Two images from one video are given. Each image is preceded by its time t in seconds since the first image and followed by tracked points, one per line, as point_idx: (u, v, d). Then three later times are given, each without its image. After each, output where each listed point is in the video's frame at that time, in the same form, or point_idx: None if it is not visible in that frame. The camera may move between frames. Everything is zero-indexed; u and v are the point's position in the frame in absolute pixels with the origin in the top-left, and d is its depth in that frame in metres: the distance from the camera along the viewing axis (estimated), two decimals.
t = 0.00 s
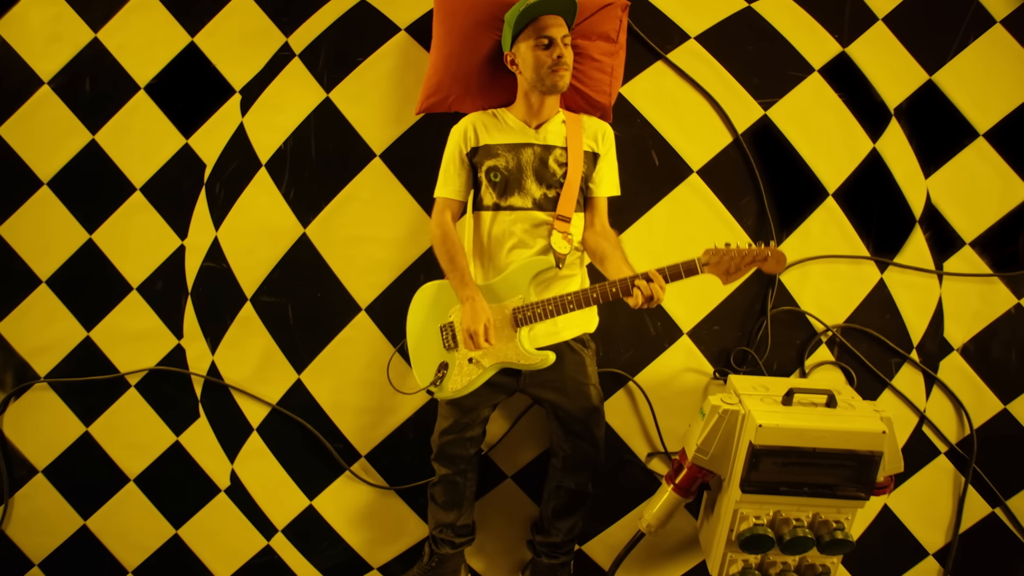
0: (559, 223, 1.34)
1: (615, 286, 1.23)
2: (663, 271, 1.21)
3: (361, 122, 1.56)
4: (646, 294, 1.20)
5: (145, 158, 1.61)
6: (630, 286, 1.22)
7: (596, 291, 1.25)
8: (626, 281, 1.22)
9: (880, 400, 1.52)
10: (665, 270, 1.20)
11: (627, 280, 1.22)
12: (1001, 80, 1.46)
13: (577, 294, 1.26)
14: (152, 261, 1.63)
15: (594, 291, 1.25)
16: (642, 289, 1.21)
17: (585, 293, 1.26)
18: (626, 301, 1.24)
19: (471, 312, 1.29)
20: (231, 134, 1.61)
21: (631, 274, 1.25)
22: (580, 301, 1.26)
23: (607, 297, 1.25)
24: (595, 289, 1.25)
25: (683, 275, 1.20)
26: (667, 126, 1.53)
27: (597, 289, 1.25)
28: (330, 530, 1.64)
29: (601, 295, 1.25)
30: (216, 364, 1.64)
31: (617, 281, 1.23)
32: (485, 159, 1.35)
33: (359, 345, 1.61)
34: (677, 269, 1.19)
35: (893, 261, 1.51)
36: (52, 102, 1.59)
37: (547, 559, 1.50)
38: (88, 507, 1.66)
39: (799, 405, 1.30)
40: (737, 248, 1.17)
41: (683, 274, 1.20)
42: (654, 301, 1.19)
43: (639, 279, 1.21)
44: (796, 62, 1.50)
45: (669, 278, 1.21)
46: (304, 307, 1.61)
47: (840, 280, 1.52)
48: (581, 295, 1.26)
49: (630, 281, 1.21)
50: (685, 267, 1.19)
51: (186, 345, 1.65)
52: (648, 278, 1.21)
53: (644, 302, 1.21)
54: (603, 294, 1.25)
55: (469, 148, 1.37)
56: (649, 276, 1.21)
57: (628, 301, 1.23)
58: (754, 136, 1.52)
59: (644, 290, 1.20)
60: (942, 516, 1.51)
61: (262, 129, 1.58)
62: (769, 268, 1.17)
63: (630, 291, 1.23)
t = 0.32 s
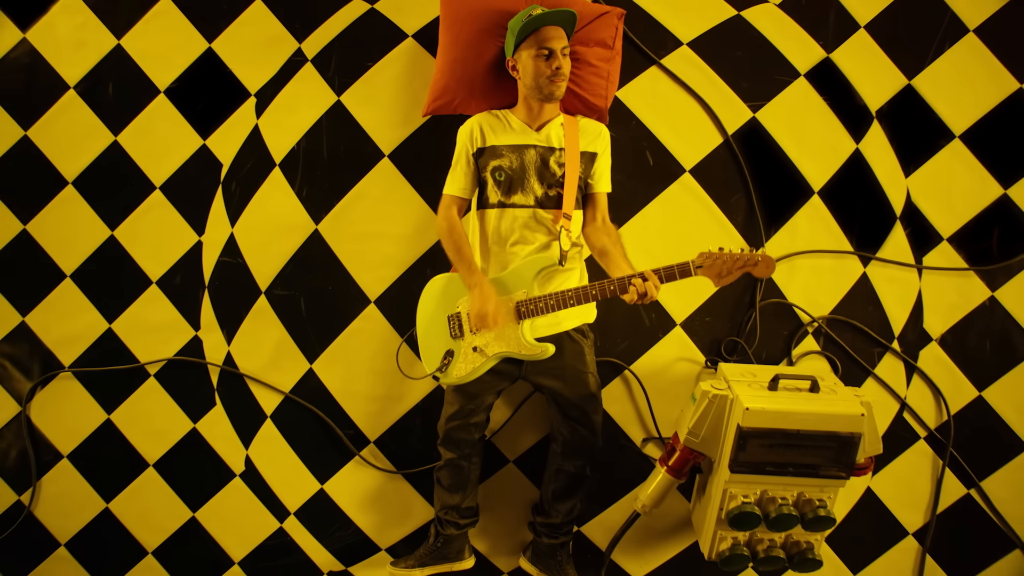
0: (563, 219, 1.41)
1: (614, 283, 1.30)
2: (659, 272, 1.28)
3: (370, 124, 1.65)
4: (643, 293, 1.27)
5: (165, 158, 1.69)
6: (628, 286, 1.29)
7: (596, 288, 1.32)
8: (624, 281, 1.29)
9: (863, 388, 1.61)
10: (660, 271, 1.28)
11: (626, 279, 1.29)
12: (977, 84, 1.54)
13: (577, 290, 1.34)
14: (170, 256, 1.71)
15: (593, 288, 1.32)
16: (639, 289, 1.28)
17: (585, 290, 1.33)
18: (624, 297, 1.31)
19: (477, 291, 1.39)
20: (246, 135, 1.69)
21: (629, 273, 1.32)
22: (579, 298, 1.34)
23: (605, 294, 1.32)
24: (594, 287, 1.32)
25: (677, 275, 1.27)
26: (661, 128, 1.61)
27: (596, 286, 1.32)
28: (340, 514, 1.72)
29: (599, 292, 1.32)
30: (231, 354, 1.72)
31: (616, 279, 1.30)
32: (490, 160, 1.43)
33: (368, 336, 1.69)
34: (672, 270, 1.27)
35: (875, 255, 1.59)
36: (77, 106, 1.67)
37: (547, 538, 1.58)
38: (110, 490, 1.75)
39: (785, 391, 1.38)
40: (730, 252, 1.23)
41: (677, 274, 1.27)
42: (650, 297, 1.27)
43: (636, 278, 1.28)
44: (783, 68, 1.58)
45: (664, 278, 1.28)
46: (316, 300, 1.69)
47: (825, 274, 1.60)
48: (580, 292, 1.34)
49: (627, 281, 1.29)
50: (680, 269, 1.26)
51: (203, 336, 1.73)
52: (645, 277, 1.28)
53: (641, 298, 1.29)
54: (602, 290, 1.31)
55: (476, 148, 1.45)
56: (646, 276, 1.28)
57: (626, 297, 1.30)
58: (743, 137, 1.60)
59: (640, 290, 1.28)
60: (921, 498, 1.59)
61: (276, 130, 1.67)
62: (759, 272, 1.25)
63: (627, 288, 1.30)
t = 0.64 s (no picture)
0: (561, 217, 1.49)
1: (607, 276, 1.37)
2: (648, 266, 1.33)
3: (378, 125, 1.72)
4: (632, 285, 1.33)
5: (181, 157, 1.77)
6: (619, 279, 1.35)
7: (589, 278, 1.39)
8: (614, 274, 1.36)
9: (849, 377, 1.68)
10: (649, 263, 1.33)
11: (617, 272, 1.36)
12: (956, 87, 1.62)
13: (571, 280, 1.40)
14: (186, 251, 1.79)
15: (586, 280, 1.39)
16: (629, 282, 1.34)
17: (579, 282, 1.40)
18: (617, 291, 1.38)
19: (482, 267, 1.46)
20: (259, 135, 1.77)
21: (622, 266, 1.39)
22: (573, 288, 1.41)
23: (598, 284, 1.39)
24: (588, 278, 1.39)
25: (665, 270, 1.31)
26: (656, 128, 1.69)
27: (589, 276, 1.39)
28: (350, 498, 1.80)
29: (592, 283, 1.39)
30: (245, 345, 1.79)
31: (609, 271, 1.37)
32: (491, 160, 1.51)
33: (377, 328, 1.77)
34: (659, 265, 1.31)
35: (860, 250, 1.67)
36: (98, 108, 1.75)
37: (548, 521, 1.65)
38: (129, 476, 1.83)
39: (772, 376, 1.46)
40: (718, 249, 1.25)
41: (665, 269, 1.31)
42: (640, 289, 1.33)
43: (626, 271, 1.34)
44: (772, 71, 1.66)
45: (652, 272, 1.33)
46: (326, 293, 1.77)
47: (813, 268, 1.68)
48: (573, 283, 1.40)
49: (618, 275, 1.35)
50: (667, 265, 1.30)
51: (217, 328, 1.81)
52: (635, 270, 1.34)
53: (630, 291, 1.35)
54: (596, 280, 1.38)
55: (478, 149, 1.53)
56: (636, 270, 1.33)
57: (617, 288, 1.36)
58: (735, 137, 1.68)
59: (630, 283, 1.34)
60: (904, 481, 1.67)
61: (288, 130, 1.74)
62: (745, 268, 1.26)
63: (619, 281, 1.36)
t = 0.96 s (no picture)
0: (559, 213, 1.56)
1: (608, 273, 1.44)
2: (647, 263, 1.42)
3: (385, 125, 1.80)
4: (632, 281, 1.41)
5: (196, 157, 1.84)
6: (619, 274, 1.43)
7: (590, 275, 1.46)
8: (614, 270, 1.43)
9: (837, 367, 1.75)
10: (647, 262, 1.41)
11: (616, 268, 1.43)
12: (938, 90, 1.69)
13: (574, 277, 1.48)
14: (200, 247, 1.86)
15: (586, 278, 1.47)
16: (629, 280, 1.42)
17: (581, 279, 1.47)
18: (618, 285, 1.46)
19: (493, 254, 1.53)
20: (270, 136, 1.84)
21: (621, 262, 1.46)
22: (575, 283, 1.48)
23: (599, 279, 1.46)
24: (589, 274, 1.46)
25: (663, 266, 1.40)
26: (651, 128, 1.76)
27: (590, 273, 1.47)
28: (357, 485, 1.87)
29: (593, 278, 1.46)
30: (256, 337, 1.86)
31: (610, 268, 1.44)
32: (493, 158, 1.58)
33: (383, 320, 1.84)
34: (658, 261, 1.40)
35: (847, 245, 1.74)
36: (116, 110, 1.83)
37: (548, 506, 1.72)
38: (145, 463, 1.90)
39: (761, 365, 1.54)
40: (712, 246, 1.35)
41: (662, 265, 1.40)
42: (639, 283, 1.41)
43: (627, 267, 1.41)
44: (762, 74, 1.73)
45: (650, 269, 1.41)
46: (335, 287, 1.84)
47: (802, 262, 1.75)
48: (575, 279, 1.48)
49: (617, 271, 1.43)
50: (665, 261, 1.39)
51: (230, 321, 1.88)
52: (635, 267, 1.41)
53: (630, 285, 1.43)
54: (598, 277, 1.46)
55: (478, 149, 1.60)
56: (636, 266, 1.42)
57: (618, 285, 1.44)
58: (727, 137, 1.75)
59: (631, 279, 1.41)
60: (889, 467, 1.74)
61: (298, 131, 1.81)
62: (737, 264, 1.36)
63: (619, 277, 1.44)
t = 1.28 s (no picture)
0: (558, 209, 1.63)
1: (602, 264, 1.52)
2: (638, 255, 1.49)
3: (391, 126, 1.86)
4: (625, 268, 1.48)
5: (208, 156, 1.91)
6: (612, 265, 1.50)
7: (585, 266, 1.54)
8: (608, 262, 1.51)
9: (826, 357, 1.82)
10: (638, 253, 1.48)
11: (609, 261, 1.51)
12: (922, 91, 1.76)
13: (569, 269, 1.56)
14: (212, 243, 1.93)
15: (582, 268, 1.54)
16: (620, 268, 1.50)
17: (577, 270, 1.55)
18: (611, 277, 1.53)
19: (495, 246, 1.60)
20: (279, 135, 1.90)
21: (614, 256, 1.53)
22: (572, 275, 1.56)
23: (593, 271, 1.54)
24: (585, 266, 1.54)
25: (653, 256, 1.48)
26: (647, 128, 1.83)
27: (585, 266, 1.54)
28: (363, 472, 1.94)
29: (587, 270, 1.54)
30: (267, 330, 1.93)
31: (604, 261, 1.52)
32: (496, 155, 1.64)
33: (389, 313, 1.91)
34: (649, 252, 1.47)
35: (836, 240, 1.80)
36: (131, 111, 1.90)
37: (547, 491, 1.78)
38: (159, 452, 1.97)
39: (753, 354, 1.60)
40: (698, 239, 1.42)
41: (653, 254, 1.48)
42: (630, 273, 1.49)
43: (620, 259, 1.49)
44: (755, 76, 1.80)
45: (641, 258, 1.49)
46: (342, 281, 1.91)
47: (792, 257, 1.82)
48: (571, 270, 1.56)
49: (610, 262, 1.51)
50: (655, 251, 1.46)
51: (240, 314, 1.94)
52: (627, 258, 1.49)
53: (622, 276, 1.50)
54: (593, 268, 1.54)
55: (483, 144, 1.66)
56: (628, 258, 1.49)
57: (612, 276, 1.51)
58: (720, 136, 1.82)
59: (623, 268, 1.49)
60: (876, 454, 1.81)
61: (307, 131, 1.88)
62: (723, 255, 1.44)
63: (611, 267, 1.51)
